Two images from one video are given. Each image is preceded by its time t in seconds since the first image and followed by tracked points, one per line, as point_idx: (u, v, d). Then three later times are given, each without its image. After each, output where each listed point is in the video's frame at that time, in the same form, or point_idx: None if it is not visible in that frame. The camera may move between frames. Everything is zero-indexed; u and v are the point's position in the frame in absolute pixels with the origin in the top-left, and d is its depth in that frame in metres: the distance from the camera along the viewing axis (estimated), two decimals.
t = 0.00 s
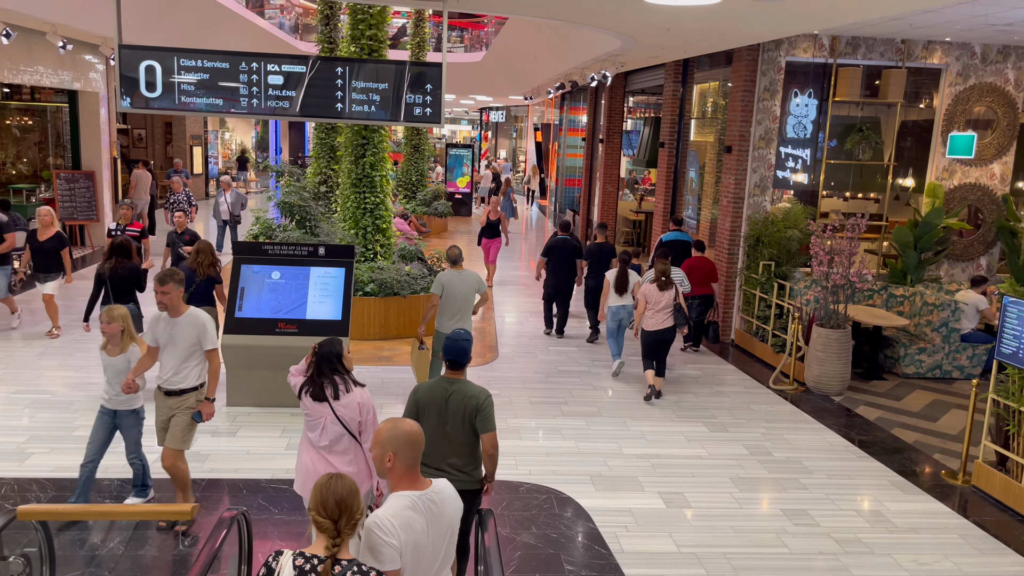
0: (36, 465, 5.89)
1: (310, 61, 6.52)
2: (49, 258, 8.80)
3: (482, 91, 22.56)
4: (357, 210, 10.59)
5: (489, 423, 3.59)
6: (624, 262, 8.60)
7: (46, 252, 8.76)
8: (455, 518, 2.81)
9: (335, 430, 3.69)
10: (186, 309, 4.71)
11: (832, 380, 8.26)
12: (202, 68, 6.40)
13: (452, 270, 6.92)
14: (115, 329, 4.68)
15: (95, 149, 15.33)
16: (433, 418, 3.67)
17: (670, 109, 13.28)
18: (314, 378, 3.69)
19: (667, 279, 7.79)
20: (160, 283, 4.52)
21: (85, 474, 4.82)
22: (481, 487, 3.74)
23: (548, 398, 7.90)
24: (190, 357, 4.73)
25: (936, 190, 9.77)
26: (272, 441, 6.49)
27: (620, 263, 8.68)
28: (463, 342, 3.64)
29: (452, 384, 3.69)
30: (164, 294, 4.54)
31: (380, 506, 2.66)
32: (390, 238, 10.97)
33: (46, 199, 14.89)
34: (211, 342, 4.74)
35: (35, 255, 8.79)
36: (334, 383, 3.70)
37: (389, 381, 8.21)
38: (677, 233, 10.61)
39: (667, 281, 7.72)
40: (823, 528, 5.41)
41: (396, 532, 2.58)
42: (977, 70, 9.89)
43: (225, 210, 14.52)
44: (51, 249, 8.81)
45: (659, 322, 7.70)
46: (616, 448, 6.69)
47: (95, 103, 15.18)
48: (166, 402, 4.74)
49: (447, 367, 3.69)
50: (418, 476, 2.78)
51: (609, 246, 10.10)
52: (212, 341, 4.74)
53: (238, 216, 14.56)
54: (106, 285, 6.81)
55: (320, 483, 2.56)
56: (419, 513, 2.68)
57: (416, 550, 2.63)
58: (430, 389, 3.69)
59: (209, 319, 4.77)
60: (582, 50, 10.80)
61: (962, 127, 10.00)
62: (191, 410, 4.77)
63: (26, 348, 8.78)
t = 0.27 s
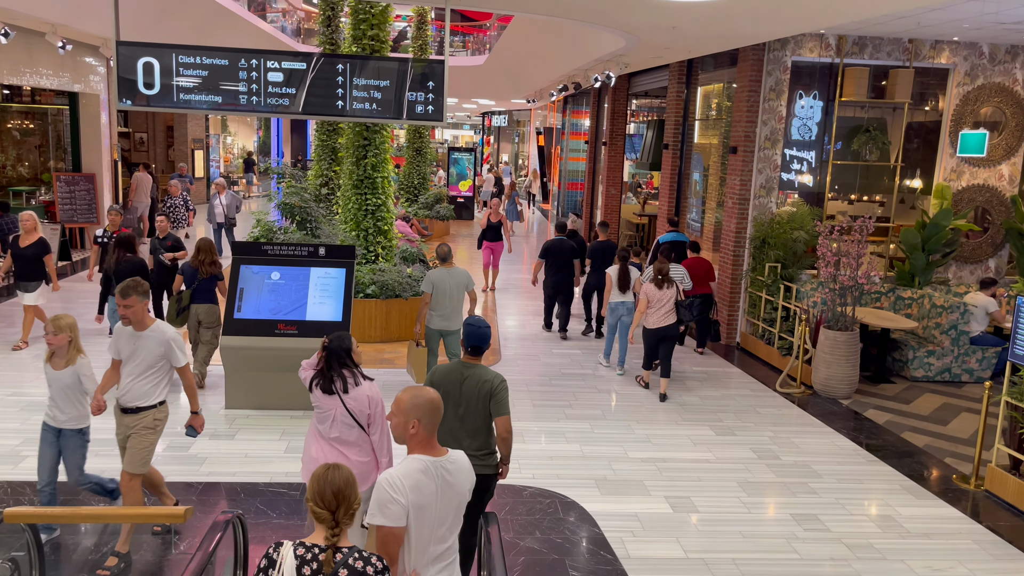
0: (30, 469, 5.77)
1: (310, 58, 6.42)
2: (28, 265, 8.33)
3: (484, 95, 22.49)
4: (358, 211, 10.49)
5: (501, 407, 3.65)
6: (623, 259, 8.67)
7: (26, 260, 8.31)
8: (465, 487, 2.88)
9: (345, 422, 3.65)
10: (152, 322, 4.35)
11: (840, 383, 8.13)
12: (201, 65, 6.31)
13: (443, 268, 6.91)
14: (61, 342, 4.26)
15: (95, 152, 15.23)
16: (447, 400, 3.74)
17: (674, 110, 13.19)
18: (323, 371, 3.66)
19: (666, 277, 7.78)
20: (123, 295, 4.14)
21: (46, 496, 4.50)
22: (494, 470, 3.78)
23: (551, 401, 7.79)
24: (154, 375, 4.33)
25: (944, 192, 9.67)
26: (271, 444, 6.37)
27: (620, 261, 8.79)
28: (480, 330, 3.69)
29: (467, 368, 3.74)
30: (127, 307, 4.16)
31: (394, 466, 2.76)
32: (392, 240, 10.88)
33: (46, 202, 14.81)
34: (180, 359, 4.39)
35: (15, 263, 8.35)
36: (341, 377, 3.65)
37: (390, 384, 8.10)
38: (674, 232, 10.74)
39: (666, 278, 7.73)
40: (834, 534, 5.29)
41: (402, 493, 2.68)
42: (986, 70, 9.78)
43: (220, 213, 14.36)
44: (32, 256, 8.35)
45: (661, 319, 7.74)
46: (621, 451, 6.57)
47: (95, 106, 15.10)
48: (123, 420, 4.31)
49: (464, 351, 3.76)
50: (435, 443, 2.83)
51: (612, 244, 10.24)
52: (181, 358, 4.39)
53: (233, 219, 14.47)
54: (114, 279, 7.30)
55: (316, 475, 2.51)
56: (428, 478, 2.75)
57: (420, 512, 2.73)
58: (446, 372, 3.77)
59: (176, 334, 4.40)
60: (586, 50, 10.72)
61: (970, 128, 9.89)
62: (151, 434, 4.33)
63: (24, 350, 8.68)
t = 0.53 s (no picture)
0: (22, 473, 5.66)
1: (309, 54, 6.33)
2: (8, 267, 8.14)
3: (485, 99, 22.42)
4: (358, 213, 10.39)
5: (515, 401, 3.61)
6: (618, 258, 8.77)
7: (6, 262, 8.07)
8: (470, 464, 2.89)
9: (361, 404, 3.84)
10: (116, 326, 4.01)
11: (847, 386, 8.01)
12: (198, 62, 6.22)
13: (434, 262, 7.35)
14: (13, 354, 3.94)
15: (94, 154, 15.17)
16: (460, 392, 3.70)
17: (676, 111, 13.09)
18: (339, 355, 3.83)
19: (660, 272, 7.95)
20: (84, 297, 3.83)
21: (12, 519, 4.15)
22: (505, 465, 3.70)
23: (554, 404, 7.67)
24: (116, 383, 3.99)
25: (951, 192, 9.63)
26: (269, 447, 6.26)
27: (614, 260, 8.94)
28: (493, 322, 3.59)
29: (482, 360, 3.69)
30: (90, 310, 3.86)
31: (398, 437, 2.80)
32: (393, 242, 10.78)
33: (45, 205, 14.72)
34: (143, 365, 4.01)
35: None
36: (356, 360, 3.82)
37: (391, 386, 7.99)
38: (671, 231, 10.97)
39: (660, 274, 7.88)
40: (844, 538, 5.16)
41: (401, 464, 2.72)
42: (992, 69, 9.68)
43: (216, 216, 14.24)
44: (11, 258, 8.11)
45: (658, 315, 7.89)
46: (625, 454, 6.46)
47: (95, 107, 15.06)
48: (84, 432, 3.99)
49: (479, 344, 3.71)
50: (441, 418, 2.86)
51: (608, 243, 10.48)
52: (145, 365, 4.02)
53: (229, 222, 14.37)
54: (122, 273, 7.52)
55: (298, 457, 2.52)
56: (431, 452, 2.77)
57: (420, 484, 2.76)
58: (460, 364, 3.72)
59: (142, 338, 4.06)
60: (589, 50, 10.62)
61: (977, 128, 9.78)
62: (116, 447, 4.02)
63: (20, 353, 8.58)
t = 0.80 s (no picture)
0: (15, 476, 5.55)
1: (307, 50, 6.24)
2: None
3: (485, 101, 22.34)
4: (357, 214, 10.28)
5: (528, 387, 3.69)
6: (614, 255, 8.87)
7: None
8: (461, 451, 2.82)
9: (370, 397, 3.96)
10: (69, 337, 3.58)
11: (853, 386, 7.89)
12: (194, 58, 6.11)
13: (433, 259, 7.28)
14: None
15: (91, 156, 15.07)
16: (477, 378, 3.76)
17: (678, 111, 13.00)
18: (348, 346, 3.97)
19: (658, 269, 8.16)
20: (32, 307, 3.41)
21: None
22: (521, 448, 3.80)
23: (555, 405, 7.56)
24: (74, 399, 3.57)
25: (956, 191, 9.46)
26: (267, 449, 6.15)
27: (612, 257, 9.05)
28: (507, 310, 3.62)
29: (496, 347, 3.73)
30: (39, 321, 3.43)
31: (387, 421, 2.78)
32: (392, 243, 10.69)
33: (42, 207, 14.62)
34: (104, 377, 3.57)
35: None
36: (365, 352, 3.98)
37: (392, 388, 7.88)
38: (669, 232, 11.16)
39: (658, 270, 8.10)
40: (855, 541, 5.05)
41: (385, 447, 2.69)
42: (997, 66, 9.59)
43: (213, 219, 14.13)
44: None
45: (658, 311, 8.10)
46: (629, 456, 6.35)
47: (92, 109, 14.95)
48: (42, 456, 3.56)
49: (491, 331, 3.73)
50: (429, 403, 2.81)
51: (604, 241, 10.62)
52: (105, 376, 3.58)
53: (227, 225, 14.26)
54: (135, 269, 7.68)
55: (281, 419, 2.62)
56: (417, 436, 2.73)
57: (405, 469, 2.71)
58: (475, 350, 3.76)
59: (97, 348, 3.64)
60: (590, 49, 10.53)
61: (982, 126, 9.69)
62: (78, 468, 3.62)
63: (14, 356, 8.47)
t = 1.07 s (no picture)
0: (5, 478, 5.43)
1: (302, 45, 6.14)
2: None
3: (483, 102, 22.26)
4: (355, 214, 10.17)
5: (539, 373, 3.93)
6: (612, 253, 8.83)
7: None
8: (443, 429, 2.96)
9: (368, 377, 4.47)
10: (16, 339, 3.42)
11: (858, 386, 7.77)
12: (187, 53, 6.01)
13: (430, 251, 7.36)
14: None
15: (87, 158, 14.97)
16: (490, 363, 4.04)
17: (679, 110, 12.92)
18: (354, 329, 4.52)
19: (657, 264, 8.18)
20: None
21: None
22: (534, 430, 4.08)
23: (556, 406, 7.44)
24: (23, 403, 3.41)
25: (960, 188, 9.37)
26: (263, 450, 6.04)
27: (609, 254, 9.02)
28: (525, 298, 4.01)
29: (511, 334, 4.03)
30: None
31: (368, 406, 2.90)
32: (390, 244, 10.58)
33: (37, 210, 14.53)
34: (55, 379, 3.42)
35: None
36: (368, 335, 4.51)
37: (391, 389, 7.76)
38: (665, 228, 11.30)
39: (656, 265, 8.13)
40: (863, 542, 4.94)
41: (369, 429, 2.82)
42: (1001, 63, 9.49)
43: (209, 221, 14.01)
44: None
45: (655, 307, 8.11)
46: (631, 457, 6.23)
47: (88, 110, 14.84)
48: None
49: (508, 319, 4.05)
50: (412, 384, 2.92)
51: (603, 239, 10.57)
52: (57, 378, 3.43)
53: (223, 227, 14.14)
54: (139, 265, 7.81)
55: (274, 396, 2.64)
56: (400, 417, 2.86)
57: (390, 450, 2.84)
58: (491, 336, 4.07)
59: (47, 350, 3.48)
60: (590, 47, 10.43)
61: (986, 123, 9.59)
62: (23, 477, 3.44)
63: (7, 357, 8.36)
